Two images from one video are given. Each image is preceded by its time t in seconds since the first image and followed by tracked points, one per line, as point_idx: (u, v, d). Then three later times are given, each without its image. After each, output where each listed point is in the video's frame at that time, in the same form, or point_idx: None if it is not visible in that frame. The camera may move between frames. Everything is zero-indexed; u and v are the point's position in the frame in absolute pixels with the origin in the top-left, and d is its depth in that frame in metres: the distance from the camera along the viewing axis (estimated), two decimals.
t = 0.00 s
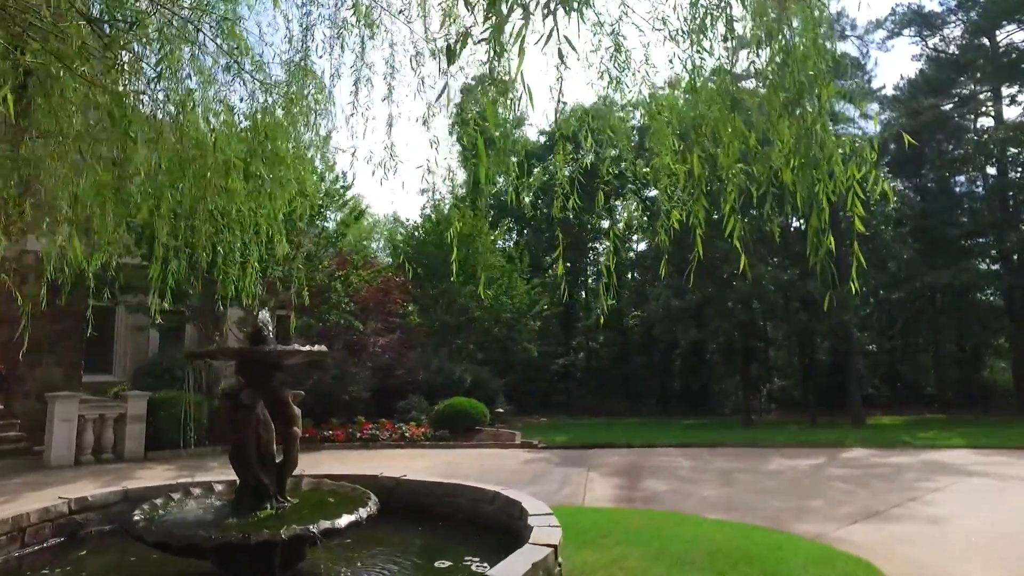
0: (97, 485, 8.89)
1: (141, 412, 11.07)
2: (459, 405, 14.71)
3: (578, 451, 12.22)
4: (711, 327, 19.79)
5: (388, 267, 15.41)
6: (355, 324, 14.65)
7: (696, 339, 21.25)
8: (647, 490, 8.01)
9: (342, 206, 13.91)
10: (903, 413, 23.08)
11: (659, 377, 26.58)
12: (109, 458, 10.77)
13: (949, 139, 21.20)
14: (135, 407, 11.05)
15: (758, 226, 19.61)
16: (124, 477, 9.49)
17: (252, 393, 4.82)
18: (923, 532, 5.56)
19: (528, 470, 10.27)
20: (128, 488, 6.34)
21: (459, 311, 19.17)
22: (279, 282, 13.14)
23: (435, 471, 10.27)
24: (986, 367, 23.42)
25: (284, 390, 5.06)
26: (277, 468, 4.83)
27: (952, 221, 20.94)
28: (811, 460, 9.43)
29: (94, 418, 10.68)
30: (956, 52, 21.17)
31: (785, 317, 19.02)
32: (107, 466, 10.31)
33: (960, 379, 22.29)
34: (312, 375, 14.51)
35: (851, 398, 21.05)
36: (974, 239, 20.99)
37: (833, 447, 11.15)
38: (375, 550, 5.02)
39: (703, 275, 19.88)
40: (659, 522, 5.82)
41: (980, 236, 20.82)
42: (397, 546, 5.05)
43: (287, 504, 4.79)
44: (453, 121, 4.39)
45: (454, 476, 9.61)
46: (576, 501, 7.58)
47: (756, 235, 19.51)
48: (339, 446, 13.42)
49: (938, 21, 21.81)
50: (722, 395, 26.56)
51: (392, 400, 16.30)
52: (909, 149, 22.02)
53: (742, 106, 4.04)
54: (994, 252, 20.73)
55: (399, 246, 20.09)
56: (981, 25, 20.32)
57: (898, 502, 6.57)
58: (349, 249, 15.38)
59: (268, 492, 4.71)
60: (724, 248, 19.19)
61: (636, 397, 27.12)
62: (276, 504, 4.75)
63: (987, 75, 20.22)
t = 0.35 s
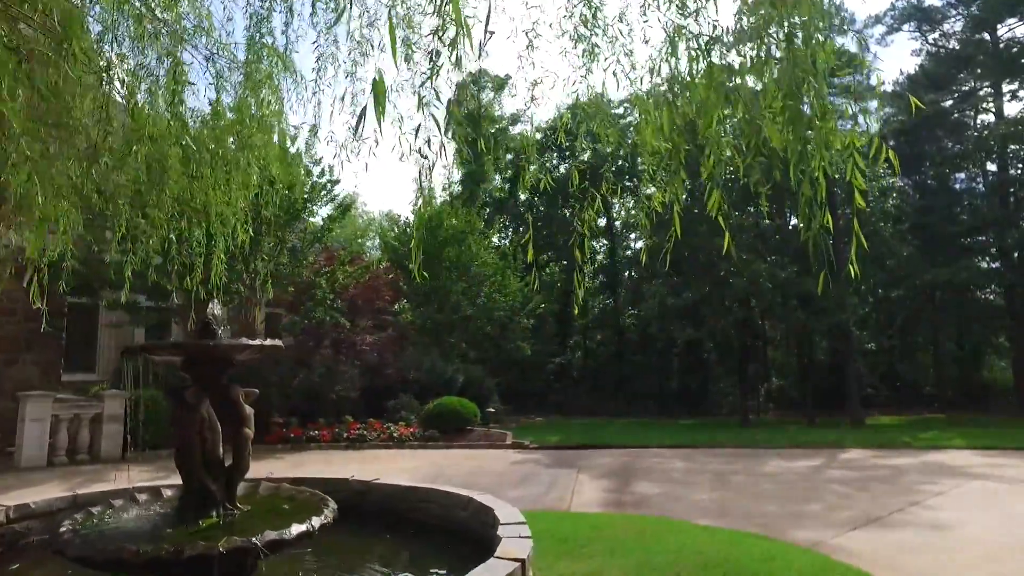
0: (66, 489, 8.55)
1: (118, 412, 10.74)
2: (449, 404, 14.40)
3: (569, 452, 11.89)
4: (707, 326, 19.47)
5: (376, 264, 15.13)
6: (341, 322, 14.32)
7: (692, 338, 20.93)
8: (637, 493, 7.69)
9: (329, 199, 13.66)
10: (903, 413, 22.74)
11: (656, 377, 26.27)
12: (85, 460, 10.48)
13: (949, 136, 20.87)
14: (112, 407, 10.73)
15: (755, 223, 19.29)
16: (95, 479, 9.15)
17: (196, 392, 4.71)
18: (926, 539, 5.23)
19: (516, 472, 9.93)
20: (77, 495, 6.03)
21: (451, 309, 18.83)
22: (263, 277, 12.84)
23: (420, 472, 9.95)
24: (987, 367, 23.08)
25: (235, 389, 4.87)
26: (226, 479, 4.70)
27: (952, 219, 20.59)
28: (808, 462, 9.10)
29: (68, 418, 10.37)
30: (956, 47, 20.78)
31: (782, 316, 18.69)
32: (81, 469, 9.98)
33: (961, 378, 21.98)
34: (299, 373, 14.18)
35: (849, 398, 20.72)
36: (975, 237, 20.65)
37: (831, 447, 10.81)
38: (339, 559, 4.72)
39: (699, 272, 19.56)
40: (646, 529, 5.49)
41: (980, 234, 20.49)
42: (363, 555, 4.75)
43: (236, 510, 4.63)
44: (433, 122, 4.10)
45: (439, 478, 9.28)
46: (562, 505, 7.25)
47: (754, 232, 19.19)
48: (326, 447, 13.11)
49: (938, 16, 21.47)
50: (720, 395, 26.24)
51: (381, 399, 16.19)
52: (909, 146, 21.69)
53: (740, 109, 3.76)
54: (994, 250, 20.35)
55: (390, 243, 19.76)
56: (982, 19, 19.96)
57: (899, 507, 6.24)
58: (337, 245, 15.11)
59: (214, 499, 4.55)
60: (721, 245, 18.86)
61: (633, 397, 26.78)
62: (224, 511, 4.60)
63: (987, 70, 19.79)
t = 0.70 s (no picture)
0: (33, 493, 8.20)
1: (96, 412, 10.50)
2: (440, 403, 14.04)
3: (562, 453, 11.52)
4: (706, 324, 19.11)
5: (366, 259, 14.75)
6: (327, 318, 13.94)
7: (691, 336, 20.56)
8: (628, 498, 7.33)
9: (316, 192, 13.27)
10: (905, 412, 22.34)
11: (655, 375, 25.92)
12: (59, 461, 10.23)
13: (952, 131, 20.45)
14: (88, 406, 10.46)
15: (754, 220, 18.96)
16: (65, 481, 8.82)
17: (128, 393, 5.13)
18: (932, 550, 4.88)
19: (505, 474, 9.58)
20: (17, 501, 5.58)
21: (446, 306, 18.48)
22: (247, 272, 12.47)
23: (405, 474, 9.60)
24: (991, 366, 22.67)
25: (174, 389, 5.25)
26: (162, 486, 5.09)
27: (955, 216, 20.18)
28: (808, 465, 8.73)
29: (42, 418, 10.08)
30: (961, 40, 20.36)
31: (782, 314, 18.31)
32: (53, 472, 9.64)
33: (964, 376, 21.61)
34: (286, 371, 13.84)
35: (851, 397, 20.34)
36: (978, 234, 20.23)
37: (833, 449, 10.43)
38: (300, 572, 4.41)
39: (698, 269, 19.21)
40: (633, 537, 5.15)
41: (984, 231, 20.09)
42: (325, 568, 4.47)
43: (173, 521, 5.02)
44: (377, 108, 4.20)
45: (423, 481, 8.93)
46: (547, 510, 6.90)
47: (752, 229, 18.86)
48: (312, 447, 12.75)
49: (942, 9, 21.05)
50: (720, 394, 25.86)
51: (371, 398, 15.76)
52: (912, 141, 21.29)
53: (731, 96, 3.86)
54: (999, 247, 19.74)
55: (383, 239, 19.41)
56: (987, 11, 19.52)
57: (902, 514, 5.88)
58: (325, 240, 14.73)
59: (148, 511, 4.95)
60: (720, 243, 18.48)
61: (632, 396, 26.40)
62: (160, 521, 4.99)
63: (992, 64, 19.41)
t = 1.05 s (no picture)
0: None
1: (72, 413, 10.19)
2: (432, 403, 13.71)
3: (556, 455, 11.17)
4: (706, 322, 18.75)
5: (357, 256, 14.43)
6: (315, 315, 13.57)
7: (692, 335, 20.20)
8: (619, 503, 6.99)
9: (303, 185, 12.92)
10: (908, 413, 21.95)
11: (654, 375, 25.54)
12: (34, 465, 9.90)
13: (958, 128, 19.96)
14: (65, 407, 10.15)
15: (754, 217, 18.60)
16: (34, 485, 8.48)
17: (52, 395, 5.18)
18: (942, 563, 4.53)
19: (494, 476, 9.22)
20: None
21: (440, 304, 18.17)
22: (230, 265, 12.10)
23: (390, 477, 9.24)
24: (997, 366, 22.23)
25: (105, 390, 5.30)
26: (89, 498, 5.18)
27: (960, 212, 19.79)
28: (809, 467, 8.38)
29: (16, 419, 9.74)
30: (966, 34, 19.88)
31: (783, 312, 17.92)
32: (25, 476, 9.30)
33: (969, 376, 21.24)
34: (274, 370, 13.49)
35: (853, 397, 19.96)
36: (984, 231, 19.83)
37: (835, 450, 10.07)
38: None
39: (697, 267, 18.85)
40: (622, 548, 4.80)
41: (989, 228, 19.67)
42: None
43: (101, 537, 5.16)
44: (338, 84, 3.88)
45: (409, 484, 8.58)
46: (534, 515, 6.56)
47: (753, 226, 18.52)
48: (300, 448, 12.43)
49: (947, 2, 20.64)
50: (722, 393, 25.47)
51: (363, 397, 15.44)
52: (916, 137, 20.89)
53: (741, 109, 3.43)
54: (1005, 244, 19.27)
55: (378, 236, 19.05)
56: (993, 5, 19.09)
57: (909, 521, 5.53)
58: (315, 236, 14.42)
59: (74, 525, 5.06)
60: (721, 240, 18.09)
61: (632, 396, 26.02)
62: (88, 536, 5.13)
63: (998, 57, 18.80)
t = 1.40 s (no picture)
0: None
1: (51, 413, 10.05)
2: (424, 401, 13.33)
3: (550, 457, 10.80)
4: (707, 320, 18.35)
5: (347, 250, 13.97)
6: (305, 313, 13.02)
7: (693, 333, 19.80)
8: (612, 508, 6.62)
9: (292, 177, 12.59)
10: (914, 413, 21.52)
11: (655, 374, 25.14)
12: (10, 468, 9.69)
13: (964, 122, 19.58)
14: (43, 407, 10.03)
15: (758, 212, 18.12)
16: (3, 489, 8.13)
17: None
18: None
19: (484, 479, 8.86)
20: None
21: (435, 302, 17.81)
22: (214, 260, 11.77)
23: (375, 480, 8.88)
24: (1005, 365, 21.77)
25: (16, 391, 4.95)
26: None
27: (967, 209, 19.37)
28: (813, 470, 7.99)
29: None
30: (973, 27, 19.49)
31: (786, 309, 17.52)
32: None
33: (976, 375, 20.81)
34: (262, 368, 13.15)
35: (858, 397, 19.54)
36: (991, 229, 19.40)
37: (839, 452, 9.68)
38: None
39: (697, 264, 18.46)
40: (609, 561, 4.43)
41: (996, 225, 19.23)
42: None
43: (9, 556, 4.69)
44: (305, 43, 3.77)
45: (394, 487, 8.23)
46: (521, 522, 6.20)
47: (756, 221, 17.98)
48: (288, 449, 12.10)
49: None
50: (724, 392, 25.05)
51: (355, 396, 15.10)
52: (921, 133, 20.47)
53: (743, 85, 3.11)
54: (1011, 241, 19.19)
55: (372, 234, 18.68)
56: None
57: (921, 531, 5.15)
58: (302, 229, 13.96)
59: None
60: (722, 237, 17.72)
61: (633, 396, 25.62)
62: None
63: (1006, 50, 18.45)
